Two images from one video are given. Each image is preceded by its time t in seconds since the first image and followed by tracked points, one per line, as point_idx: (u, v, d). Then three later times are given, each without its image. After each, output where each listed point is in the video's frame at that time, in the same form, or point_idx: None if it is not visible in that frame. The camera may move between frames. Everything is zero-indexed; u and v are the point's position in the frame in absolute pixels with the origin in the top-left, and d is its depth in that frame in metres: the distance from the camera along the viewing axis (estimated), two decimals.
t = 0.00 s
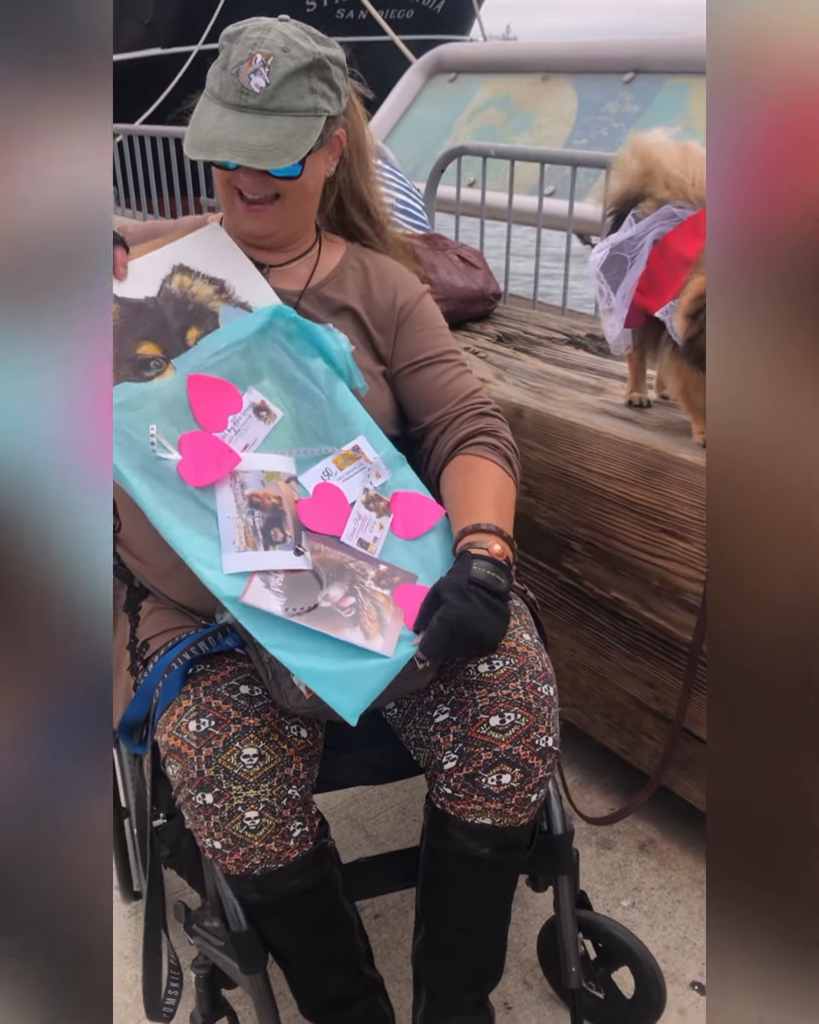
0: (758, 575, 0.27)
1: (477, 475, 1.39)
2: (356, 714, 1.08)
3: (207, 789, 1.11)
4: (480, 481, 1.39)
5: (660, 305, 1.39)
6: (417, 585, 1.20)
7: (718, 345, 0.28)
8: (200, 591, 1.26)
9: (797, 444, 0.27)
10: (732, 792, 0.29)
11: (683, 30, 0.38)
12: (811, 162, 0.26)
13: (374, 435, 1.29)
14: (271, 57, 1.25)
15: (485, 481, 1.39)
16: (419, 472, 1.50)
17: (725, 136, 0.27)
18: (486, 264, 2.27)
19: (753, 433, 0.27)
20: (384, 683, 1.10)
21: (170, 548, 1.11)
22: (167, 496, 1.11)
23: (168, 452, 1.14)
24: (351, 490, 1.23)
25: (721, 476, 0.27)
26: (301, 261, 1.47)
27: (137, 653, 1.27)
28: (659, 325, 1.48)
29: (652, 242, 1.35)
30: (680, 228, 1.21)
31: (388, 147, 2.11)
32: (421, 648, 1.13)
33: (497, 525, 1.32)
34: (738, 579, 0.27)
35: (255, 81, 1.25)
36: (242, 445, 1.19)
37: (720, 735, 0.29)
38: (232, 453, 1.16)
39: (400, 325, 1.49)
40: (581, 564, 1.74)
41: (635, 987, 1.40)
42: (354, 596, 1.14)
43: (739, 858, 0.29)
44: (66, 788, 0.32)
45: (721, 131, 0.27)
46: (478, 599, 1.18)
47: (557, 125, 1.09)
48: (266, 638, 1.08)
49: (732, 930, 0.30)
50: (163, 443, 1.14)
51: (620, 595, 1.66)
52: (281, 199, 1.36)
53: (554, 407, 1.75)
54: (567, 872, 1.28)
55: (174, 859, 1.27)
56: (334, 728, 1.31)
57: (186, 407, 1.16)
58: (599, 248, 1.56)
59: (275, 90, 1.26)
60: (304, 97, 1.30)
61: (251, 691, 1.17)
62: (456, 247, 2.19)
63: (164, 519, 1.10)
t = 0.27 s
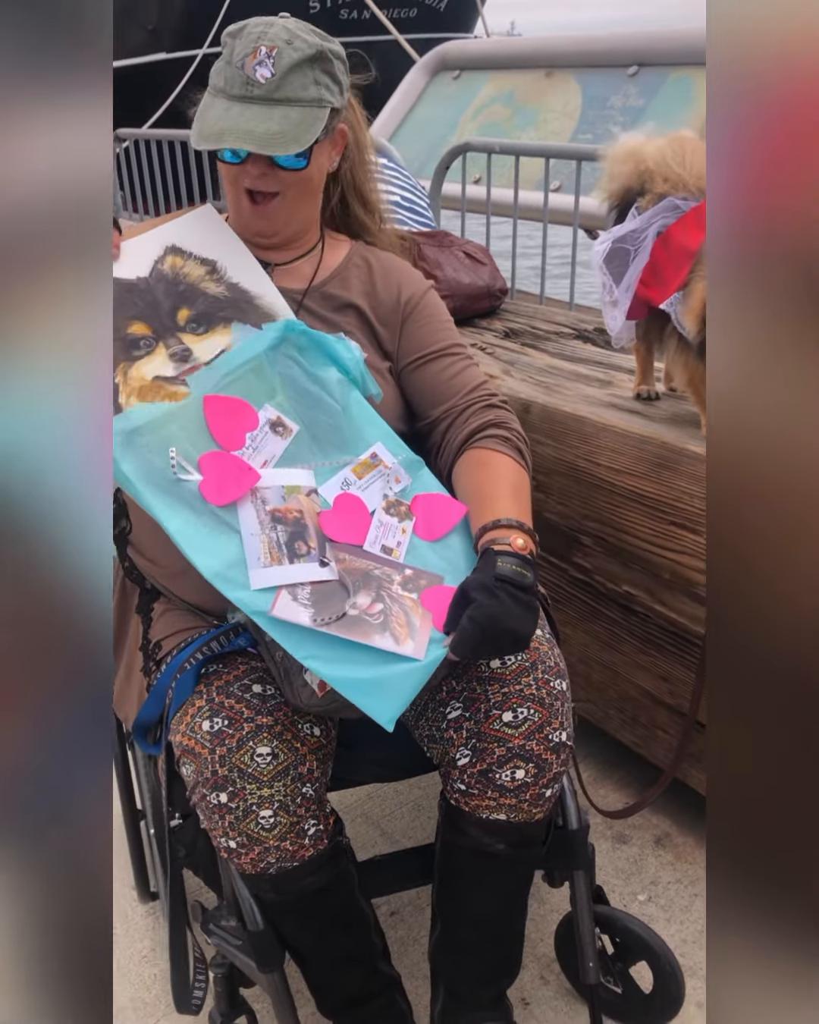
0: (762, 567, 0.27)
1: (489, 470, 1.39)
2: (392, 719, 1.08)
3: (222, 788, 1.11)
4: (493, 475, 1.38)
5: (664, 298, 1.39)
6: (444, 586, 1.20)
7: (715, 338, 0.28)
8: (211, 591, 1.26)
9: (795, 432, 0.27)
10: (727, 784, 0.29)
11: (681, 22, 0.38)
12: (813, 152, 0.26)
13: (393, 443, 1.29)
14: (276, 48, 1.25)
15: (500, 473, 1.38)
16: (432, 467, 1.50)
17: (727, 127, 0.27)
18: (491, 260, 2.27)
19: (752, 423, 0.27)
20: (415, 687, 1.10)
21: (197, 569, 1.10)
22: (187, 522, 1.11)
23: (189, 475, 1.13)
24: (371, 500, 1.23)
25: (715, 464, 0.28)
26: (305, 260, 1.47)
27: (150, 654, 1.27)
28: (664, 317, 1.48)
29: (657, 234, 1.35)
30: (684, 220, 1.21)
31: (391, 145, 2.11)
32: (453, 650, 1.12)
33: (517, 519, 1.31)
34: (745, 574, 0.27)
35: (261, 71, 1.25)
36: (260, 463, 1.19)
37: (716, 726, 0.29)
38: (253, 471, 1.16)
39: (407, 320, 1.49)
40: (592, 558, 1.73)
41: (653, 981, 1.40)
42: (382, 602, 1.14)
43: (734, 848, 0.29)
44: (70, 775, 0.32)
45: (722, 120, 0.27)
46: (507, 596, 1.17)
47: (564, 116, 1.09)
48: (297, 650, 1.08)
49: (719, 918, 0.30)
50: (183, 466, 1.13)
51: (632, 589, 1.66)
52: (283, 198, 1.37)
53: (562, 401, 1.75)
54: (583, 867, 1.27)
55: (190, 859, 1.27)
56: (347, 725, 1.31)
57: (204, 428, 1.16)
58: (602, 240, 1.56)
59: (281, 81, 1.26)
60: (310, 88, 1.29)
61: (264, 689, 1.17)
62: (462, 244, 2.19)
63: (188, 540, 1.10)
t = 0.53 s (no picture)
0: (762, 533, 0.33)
1: (498, 470, 1.39)
2: (405, 729, 1.11)
3: (236, 783, 1.12)
4: (502, 475, 1.39)
5: (676, 291, 1.39)
6: (458, 593, 1.20)
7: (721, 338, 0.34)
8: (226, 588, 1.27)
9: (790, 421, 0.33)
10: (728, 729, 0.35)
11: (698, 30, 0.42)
12: (806, 170, 0.32)
13: (409, 448, 1.29)
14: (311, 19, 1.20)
15: (509, 476, 1.38)
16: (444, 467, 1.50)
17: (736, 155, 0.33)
18: (504, 257, 2.27)
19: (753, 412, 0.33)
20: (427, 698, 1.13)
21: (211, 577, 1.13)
22: (206, 535, 1.14)
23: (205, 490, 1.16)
24: (385, 507, 1.24)
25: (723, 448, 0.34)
26: (317, 257, 1.47)
27: (165, 650, 1.28)
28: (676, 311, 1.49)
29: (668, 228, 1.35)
30: (694, 214, 1.21)
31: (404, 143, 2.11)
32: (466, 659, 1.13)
33: (528, 522, 1.31)
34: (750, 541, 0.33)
35: (302, 39, 1.19)
36: (276, 473, 1.20)
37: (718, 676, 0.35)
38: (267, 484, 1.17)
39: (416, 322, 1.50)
40: (606, 554, 1.73)
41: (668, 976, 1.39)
42: (395, 611, 1.15)
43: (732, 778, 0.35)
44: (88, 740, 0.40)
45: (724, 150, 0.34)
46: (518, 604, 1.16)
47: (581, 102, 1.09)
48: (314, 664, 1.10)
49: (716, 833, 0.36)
50: (199, 482, 1.16)
51: (646, 585, 1.66)
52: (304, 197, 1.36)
53: (575, 398, 1.75)
54: (596, 862, 1.27)
55: (206, 853, 1.28)
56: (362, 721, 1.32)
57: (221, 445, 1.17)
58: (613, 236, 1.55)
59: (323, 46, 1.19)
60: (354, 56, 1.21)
61: (278, 685, 1.18)
62: (475, 241, 2.20)
63: (205, 552, 1.13)
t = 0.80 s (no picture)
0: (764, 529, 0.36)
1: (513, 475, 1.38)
2: (415, 733, 1.11)
3: (249, 781, 1.12)
4: (516, 480, 1.37)
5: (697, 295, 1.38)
6: (471, 598, 1.20)
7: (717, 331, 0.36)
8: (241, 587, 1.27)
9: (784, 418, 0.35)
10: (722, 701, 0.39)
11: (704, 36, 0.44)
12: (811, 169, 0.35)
13: (425, 451, 1.29)
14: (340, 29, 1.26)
15: (524, 481, 1.37)
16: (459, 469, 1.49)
17: (735, 158, 0.36)
18: (524, 259, 2.27)
19: (753, 410, 0.36)
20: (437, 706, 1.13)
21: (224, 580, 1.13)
22: (221, 536, 1.14)
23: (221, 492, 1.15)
24: (400, 511, 1.24)
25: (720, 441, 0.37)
26: (335, 257, 1.47)
27: (181, 647, 1.29)
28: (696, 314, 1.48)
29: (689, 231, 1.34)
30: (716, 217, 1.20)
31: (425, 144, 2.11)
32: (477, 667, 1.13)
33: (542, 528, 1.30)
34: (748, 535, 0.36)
35: (335, 41, 1.24)
36: (292, 475, 1.21)
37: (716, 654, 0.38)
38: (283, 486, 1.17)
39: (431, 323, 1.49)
40: (622, 558, 1.72)
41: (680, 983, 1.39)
42: (409, 616, 1.16)
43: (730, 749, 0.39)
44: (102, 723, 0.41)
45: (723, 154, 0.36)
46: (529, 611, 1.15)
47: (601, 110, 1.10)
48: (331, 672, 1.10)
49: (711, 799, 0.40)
50: (214, 483, 1.16)
51: (663, 590, 1.65)
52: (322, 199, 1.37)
53: (593, 400, 1.74)
54: (609, 866, 1.27)
55: (218, 851, 1.29)
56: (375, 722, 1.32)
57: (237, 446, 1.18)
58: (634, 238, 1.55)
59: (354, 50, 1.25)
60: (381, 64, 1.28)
61: (292, 683, 1.18)
62: (494, 243, 2.19)
63: (220, 556, 1.13)
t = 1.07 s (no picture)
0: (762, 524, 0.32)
1: (539, 495, 1.38)
2: (437, 754, 1.10)
3: (270, 789, 1.14)
4: (541, 499, 1.38)
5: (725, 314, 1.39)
6: (496, 616, 1.21)
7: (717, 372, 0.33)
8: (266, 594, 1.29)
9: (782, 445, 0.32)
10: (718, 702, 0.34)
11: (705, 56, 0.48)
12: None
13: (451, 469, 1.31)
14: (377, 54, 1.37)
15: (549, 501, 1.37)
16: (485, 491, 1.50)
17: (754, 182, 0.32)
18: (550, 274, 2.28)
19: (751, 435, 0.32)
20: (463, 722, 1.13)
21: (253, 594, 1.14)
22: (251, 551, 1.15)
23: (251, 507, 1.17)
24: (426, 527, 1.25)
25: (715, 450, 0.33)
26: (364, 272, 1.48)
27: (204, 654, 1.30)
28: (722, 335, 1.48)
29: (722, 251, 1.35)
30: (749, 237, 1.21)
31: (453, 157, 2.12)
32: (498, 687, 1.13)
33: (566, 549, 1.30)
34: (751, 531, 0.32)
35: (373, 65, 1.35)
36: (319, 491, 1.23)
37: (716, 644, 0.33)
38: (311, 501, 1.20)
39: (457, 342, 1.49)
40: (643, 576, 1.73)
41: (691, 1004, 1.38)
42: (434, 633, 1.16)
43: (739, 756, 0.34)
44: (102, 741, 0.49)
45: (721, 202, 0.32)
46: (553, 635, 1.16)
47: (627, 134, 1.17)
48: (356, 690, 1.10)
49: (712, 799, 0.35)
50: (244, 499, 1.18)
51: (682, 609, 1.65)
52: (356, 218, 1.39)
53: (617, 417, 1.75)
54: (624, 885, 1.28)
55: (236, 857, 1.29)
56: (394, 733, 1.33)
57: (266, 461, 1.21)
58: (661, 256, 1.56)
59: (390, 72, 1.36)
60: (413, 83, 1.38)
61: (314, 693, 1.20)
62: (521, 257, 2.20)
63: (250, 570, 1.13)
